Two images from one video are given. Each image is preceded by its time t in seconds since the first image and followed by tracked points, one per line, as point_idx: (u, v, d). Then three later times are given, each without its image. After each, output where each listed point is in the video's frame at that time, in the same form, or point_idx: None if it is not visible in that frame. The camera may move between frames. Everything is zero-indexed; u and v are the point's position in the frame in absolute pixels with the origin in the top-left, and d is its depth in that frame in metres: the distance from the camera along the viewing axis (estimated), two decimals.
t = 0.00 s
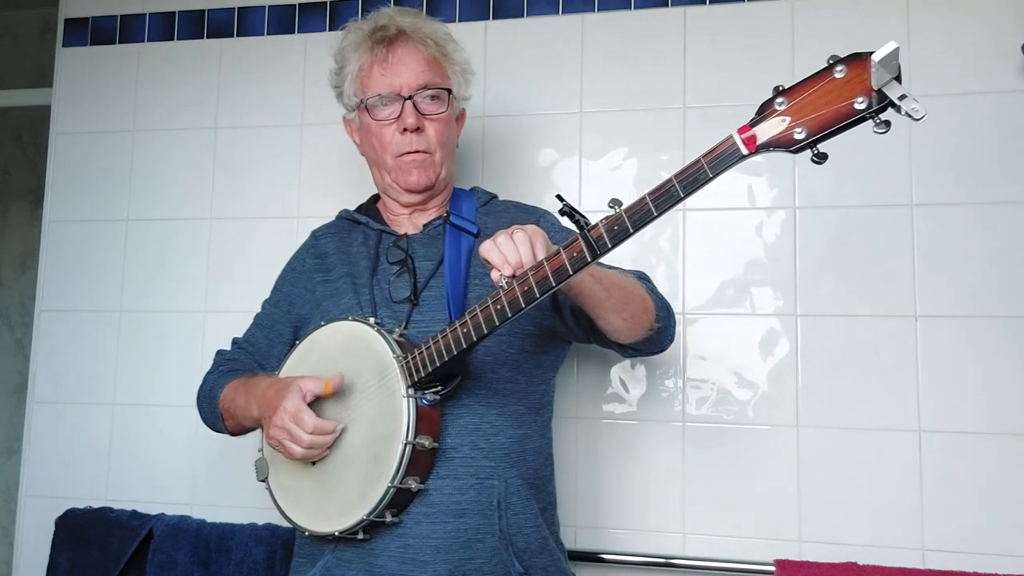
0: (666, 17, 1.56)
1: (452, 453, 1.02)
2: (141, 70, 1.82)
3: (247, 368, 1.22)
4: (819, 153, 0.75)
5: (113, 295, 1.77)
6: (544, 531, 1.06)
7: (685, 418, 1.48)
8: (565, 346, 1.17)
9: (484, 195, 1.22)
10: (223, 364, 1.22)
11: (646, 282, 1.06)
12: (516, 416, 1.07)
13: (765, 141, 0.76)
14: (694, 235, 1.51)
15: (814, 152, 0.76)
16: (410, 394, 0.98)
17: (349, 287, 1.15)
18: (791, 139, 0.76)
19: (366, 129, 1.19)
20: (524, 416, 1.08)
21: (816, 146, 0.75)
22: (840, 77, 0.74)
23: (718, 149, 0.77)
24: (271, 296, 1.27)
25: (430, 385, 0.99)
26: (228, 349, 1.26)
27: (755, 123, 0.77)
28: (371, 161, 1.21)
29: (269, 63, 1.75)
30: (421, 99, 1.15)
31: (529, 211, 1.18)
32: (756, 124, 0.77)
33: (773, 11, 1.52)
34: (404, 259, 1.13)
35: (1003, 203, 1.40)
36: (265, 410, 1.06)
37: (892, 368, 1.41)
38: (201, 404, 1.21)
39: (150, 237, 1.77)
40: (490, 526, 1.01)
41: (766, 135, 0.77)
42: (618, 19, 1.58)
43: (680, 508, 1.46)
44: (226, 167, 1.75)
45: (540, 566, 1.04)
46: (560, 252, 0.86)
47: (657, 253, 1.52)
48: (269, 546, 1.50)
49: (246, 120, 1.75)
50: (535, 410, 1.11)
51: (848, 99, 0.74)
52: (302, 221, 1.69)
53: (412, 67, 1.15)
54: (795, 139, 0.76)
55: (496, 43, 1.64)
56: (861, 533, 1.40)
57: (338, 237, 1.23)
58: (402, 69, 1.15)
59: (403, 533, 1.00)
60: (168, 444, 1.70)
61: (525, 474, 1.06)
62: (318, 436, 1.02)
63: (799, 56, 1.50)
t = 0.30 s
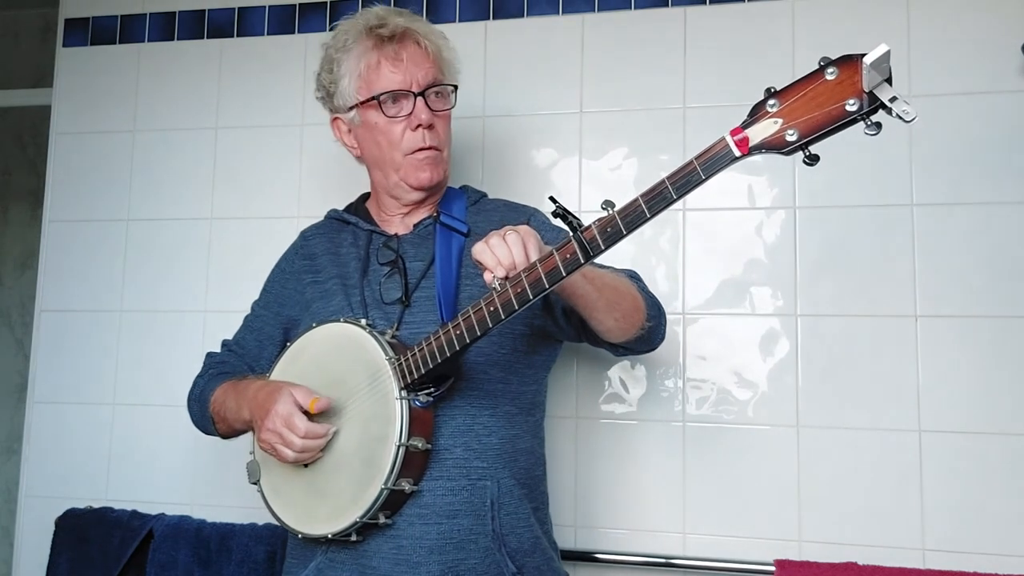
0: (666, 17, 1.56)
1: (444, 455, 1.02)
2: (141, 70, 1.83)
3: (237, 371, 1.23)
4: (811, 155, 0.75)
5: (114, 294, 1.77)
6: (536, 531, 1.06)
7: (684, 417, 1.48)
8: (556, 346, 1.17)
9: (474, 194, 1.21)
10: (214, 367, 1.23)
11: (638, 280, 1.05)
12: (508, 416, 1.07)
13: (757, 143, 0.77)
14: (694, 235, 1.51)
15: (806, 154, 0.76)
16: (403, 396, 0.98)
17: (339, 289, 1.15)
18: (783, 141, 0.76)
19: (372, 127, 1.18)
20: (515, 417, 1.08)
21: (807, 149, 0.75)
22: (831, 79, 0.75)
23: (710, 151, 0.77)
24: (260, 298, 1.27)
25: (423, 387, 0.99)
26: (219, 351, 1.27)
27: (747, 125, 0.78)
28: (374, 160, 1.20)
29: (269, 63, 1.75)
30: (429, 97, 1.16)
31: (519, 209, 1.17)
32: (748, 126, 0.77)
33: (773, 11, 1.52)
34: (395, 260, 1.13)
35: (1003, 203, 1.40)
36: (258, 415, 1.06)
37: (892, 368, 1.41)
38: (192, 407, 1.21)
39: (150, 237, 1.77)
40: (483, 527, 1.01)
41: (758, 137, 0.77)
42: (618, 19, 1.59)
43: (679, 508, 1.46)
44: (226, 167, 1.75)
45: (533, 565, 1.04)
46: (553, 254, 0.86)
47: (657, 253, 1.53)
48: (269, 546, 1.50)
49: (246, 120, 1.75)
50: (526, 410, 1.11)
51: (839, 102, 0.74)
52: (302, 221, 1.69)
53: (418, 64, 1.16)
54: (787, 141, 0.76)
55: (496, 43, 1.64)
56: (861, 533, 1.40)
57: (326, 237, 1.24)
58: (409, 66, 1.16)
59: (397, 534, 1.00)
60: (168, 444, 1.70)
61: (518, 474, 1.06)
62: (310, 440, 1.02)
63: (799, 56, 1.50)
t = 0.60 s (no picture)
0: (666, 17, 1.56)
1: (444, 455, 1.02)
2: (141, 70, 1.83)
3: (233, 373, 1.23)
4: (813, 156, 0.75)
5: (114, 294, 1.77)
6: (535, 531, 1.06)
7: (684, 417, 1.48)
8: (552, 345, 1.17)
9: (469, 192, 1.22)
10: (210, 369, 1.24)
11: (634, 278, 1.05)
12: (506, 416, 1.07)
13: (759, 145, 0.77)
14: (694, 235, 1.51)
15: (808, 155, 0.76)
16: (402, 398, 0.98)
17: (335, 289, 1.15)
18: (785, 142, 0.76)
19: (368, 125, 1.17)
20: (514, 417, 1.08)
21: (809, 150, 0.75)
22: (832, 79, 0.75)
23: (712, 151, 0.77)
24: (254, 299, 1.26)
25: (422, 388, 0.99)
26: (214, 353, 1.27)
27: (749, 126, 0.78)
28: (370, 160, 1.20)
29: (269, 63, 1.75)
30: (425, 94, 1.16)
31: (514, 208, 1.18)
32: (750, 127, 0.77)
33: (773, 11, 1.52)
34: (391, 260, 1.13)
35: (1003, 203, 1.40)
36: (257, 419, 1.06)
37: (892, 368, 1.41)
38: (188, 409, 1.21)
39: (150, 237, 1.77)
40: (482, 527, 1.01)
41: (760, 139, 0.77)
42: (618, 19, 1.59)
43: (679, 508, 1.46)
44: (227, 167, 1.75)
45: (532, 565, 1.04)
46: (554, 255, 0.86)
47: (657, 253, 1.52)
48: (269, 546, 1.50)
49: (246, 120, 1.75)
50: (524, 410, 1.11)
51: (841, 102, 0.74)
52: (302, 221, 1.69)
53: (414, 62, 1.16)
54: (789, 142, 0.76)
55: (496, 43, 1.64)
56: (861, 533, 1.40)
57: (321, 237, 1.24)
58: (404, 64, 1.16)
59: (397, 536, 1.00)
60: (168, 444, 1.70)
61: (516, 475, 1.06)
62: (310, 443, 1.02)
63: (799, 56, 1.50)
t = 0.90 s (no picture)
0: (666, 17, 1.56)
1: (446, 456, 1.02)
2: (140, 70, 1.83)
3: (231, 376, 1.23)
4: (817, 155, 0.77)
5: (115, 295, 1.77)
6: (536, 530, 1.06)
7: (684, 417, 1.48)
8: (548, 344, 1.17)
9: (466, 190, 1.22)
10: (209, 372, 1.24)
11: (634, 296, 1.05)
12: (507, 416, 1.07)
13: (763, 144, 0.79)
14: (694, 235, 1.51)
15: (812, 154, 0.78)
16: (405, 399, 0.98)
17: (334, 290, 1.15)
18: (789, 141, 0.79)
19: (363, 125, 1.17)
20: (514, 416, 1.08)
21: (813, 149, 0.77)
22: (835, 79, 0.77)
23: (717, 151, 0.80)
24: (252, 301, 1.27)
25: (424, 388, 0.99)
26: (212, 355, 1.27)
27: (753, 125, 0.80)
28: (366, 159, 1.20)
29: (269, 63, 1.75)
30: (420, 94, 1.16)
31: (512, 207, 1.18)
32: (754, 126, 0.80)
33: (773, 10, 1.52)
34: (390, 260, 1.13)
35: (1003, 204, 1.40)
36: (258, 421, 1.06)
37: (892, 367, 1.41)
38: (186, 412, 1.22)
39: (150, 237, 1.77)
40: (484, 527, 1.01)
41: (764, 138, 0.79)
42: (618, 19, 1.59)
43: (679, 508, 1.46)
44: (227, 166, 1.75)
45: (534, 564, 1.04)
46: (557, 255, 0.87)
47: (657, 253, 1.52)
48: (269, 546, 1.50)
49: (246, 120, 1.75)
50: (524, 409, 1.11)
51: (844, 102, 0.77)
52: (302, 221, 1.69)
53: (409, 62, 1.16)
54: (793, 141, 0.79)
55: (496, 43, 1.64)
56: (861, 533, 1.40)
57: (318, 237, 1.24)
58: (400, 63, 1.16)
59: (400, 537, 1.00)
60: (168, 444, 1.70)
61: (518, 475, 1.06)
62: (313, 446, 1.02)
63: (799, 55, 1.50)
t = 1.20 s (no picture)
0: (666, 17, 1.56)
1: (450, 456, 1.02)
2: (141, 70, 1.83)
3: (230, 372, 1.20)
4: (821, 155, 0.77)
5: (115, 295, 1.77)
6: (539, 529, 1.06)
7: (685, 417, 1.48)
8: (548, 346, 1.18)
9: (468, 193, 1.23)
10: (206, 368, 1.21)
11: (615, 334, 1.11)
12: (510, 415, 1.07)
13: (769, 144, 0.78)
14: (694, 235, 1.51)
15: (816, 154, 0.78)
16: (409, 399, 0.98)
17: (336, 288, 1.14)
18: (794, 141, 0.78)
19: (365, 125, 1.17)
20: (517, 415, 1.09)
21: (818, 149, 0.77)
22: (839, 79, 0.78)
23: (721, 151, 0.79)
24: (252, 295, 1.25)
25: (427, 388, 0.99)
26: (209, 349, 1.25)
27: (757, 125, 0.79)
28: (367, 160, 1.20)
29: (270, 63, 1.75)
30: (422, 96, 1.16)
31: (514, 211, 1.19)
32: (759, 127, 0.79)
33: (772, 10, 1.52)
34: (392, 259, 1.13)
35: (1002, 204, 1.40)
36: (257, 423, 1.05)
37: (892, 368, 1.41)
38: (183, 408, 1.19)
39: (150, 237, 1.77)
40: (488, 526, 1.01)
41: (770, 138, 0.79)
42: (618, 19, 1.59)
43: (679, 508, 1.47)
44: (227, 166, 1.75)
45: (537, 563, 1.04)
46: (561, 256, 0.88)
47: (657, 253, 1.53)
48: (269, 546, 1.50)
49: (247, 120, 1.75)
50: (527, 408, 1.11)
51: (849, 103, 0.77)
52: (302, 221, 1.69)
53: (412, 63, 1.16)
54: (798, 141, 0.78)
55: (497, 43, 1.64)
56: (861, 532, 1.40)
57: (322, 233, 1.23)
58: (402, 65, 1.15)
59: (403, 536, 1.00)
60: (169, 443, 1.70)
61: (521, 473, 1.06)
62: (317, 467, 1.00)
63: (799, 55, 1.50)
